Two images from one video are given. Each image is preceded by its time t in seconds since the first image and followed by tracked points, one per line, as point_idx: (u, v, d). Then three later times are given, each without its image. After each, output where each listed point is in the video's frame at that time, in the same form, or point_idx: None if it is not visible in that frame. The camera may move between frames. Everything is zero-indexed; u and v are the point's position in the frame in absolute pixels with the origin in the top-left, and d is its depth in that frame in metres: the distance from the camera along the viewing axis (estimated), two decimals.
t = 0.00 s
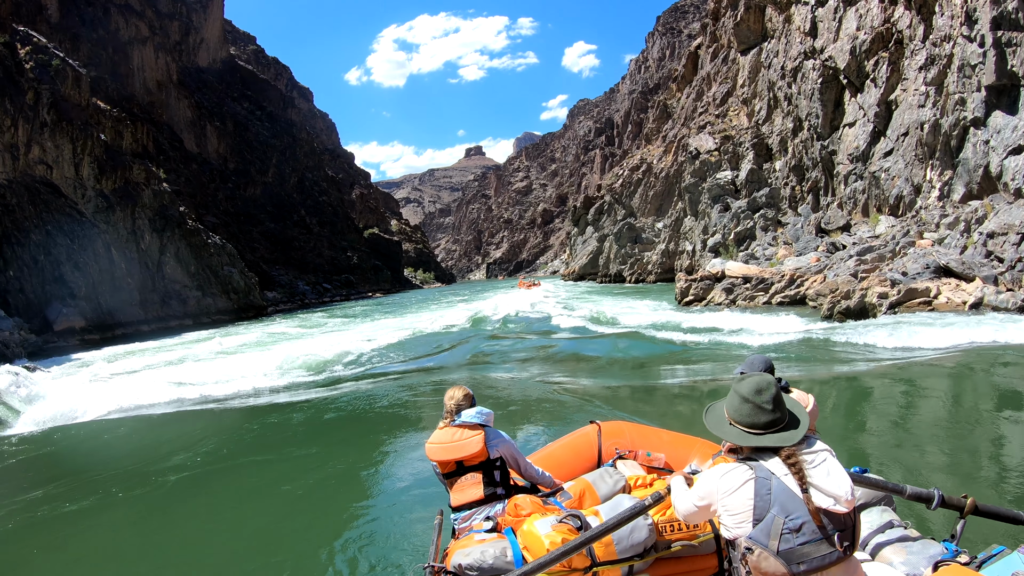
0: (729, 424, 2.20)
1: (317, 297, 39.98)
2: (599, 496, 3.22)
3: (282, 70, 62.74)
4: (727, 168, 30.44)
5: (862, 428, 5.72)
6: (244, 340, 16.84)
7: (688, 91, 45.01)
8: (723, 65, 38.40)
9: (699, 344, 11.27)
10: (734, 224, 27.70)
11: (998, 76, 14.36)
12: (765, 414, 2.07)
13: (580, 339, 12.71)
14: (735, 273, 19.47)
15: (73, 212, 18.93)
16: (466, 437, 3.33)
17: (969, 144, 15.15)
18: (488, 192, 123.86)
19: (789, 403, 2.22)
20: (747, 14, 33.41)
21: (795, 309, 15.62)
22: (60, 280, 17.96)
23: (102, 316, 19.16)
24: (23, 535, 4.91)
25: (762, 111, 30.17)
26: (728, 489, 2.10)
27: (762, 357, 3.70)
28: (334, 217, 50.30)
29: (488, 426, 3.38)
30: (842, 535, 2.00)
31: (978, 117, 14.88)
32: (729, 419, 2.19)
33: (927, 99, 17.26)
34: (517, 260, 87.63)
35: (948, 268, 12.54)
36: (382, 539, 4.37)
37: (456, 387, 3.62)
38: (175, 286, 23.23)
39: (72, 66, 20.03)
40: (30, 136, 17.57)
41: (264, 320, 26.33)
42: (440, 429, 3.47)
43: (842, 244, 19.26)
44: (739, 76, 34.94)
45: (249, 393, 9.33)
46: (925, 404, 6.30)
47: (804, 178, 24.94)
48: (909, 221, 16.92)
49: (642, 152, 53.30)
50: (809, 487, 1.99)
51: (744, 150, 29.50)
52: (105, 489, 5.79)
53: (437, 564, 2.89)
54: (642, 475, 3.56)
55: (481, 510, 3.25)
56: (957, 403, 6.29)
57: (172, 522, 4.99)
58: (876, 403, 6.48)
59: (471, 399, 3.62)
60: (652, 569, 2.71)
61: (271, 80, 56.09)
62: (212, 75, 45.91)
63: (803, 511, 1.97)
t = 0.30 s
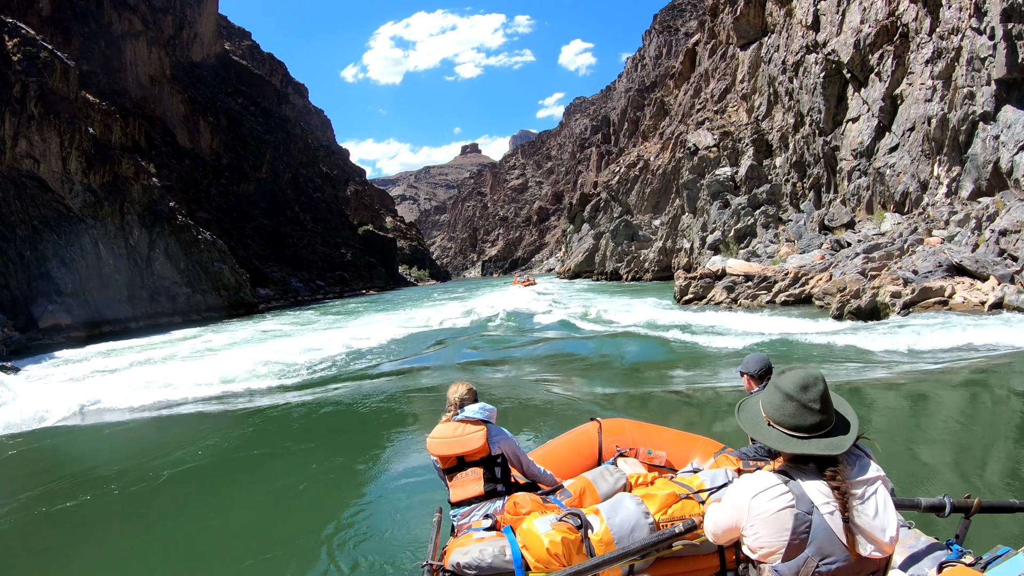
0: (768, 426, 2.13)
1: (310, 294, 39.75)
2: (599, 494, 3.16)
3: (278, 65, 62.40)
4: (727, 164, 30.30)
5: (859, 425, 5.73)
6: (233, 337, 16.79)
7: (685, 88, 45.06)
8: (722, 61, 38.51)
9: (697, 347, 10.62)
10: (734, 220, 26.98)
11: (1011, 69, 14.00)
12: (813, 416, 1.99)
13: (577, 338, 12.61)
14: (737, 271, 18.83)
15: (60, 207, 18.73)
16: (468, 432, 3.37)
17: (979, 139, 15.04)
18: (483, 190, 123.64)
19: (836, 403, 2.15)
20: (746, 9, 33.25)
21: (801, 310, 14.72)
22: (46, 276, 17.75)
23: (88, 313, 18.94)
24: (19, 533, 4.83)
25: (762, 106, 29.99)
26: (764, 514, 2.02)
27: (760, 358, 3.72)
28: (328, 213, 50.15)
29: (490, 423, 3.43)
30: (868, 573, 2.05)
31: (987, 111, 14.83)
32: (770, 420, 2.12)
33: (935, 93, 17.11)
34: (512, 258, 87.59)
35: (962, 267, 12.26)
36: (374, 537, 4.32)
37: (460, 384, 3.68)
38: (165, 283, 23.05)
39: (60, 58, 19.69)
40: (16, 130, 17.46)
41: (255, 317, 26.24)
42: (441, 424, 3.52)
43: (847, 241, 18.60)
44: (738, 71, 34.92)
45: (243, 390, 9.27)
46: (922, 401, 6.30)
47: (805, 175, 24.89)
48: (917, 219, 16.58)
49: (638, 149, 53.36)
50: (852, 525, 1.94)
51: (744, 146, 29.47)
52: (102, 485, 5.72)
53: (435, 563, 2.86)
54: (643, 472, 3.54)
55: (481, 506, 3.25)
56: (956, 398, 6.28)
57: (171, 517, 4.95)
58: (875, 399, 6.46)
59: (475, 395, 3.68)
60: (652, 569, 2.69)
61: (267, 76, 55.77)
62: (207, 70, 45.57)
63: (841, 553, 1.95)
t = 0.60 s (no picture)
0: (777, 422, 2.04)
1: (304, 291, 39.57)
2: (599, 487, 3.18)
3: (273, 61, 62.07)
4: (727, 159, 29.98)
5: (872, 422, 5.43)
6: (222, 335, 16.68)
7: (683, 84, 45.05)
8: (720, 57, 38.50)
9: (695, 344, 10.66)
10: (735, 217, 26.07)
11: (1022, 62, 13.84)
12: (824, 411, 1.90)
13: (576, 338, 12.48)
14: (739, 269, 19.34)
15: (48, 202, 18.55)
16: (468, 424, 3.33)
17: (990, 133, 14.71)
18: (479, 187, 123.45)
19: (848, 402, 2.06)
20: (746, 3, 32.90)
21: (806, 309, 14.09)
22: (33, 273, 17.57)
23: (75, 309, 18.74)
24: (15, 529, 4.77)
25: (762, 102, 29.91)
26: (773, 519, 1.97)
27: (758, 350, 3.73)
28: (322, 210, 49.99)
29: (490, 414, 3.40)
30: None
31: (998, 105, 14.48)
32: (779, 416, 2.03)
33: (943, 87, 16.85)
34: (508, 256, 87.48)
35: (976, 264, 11.65)
36: (370, 531, 4.29)
37: (460, 376, 3.67)
38: (155, 279, 22.89)
39: (48, 51, 19.65)
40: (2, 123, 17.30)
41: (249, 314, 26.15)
42: (441, 415, 3.49)
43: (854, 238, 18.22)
44: (738, 66, 34.83)
45: (240, 387, 9.24)
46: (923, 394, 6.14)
47: (808, 171, 24.75)
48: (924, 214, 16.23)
49: (635, 146, 53.33)
50: (863, 540, 1.88)
51: (745, 142, 29.24)
52: (98, 480, 5.67)
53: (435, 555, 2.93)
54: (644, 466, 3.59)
55: (481, 498, 3.20)
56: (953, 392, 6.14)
57: (165, 511, 4.92)
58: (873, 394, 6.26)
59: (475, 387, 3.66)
60: (652, 563, 2.80)
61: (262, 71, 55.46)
62: (201, 65, 45.25)
63: (848, 567, 1.91)
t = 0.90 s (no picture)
0: (751, 403, 2.11)
1: (295, 289, 39.37)
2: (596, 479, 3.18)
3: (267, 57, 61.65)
4: (725, 155, 30.01)
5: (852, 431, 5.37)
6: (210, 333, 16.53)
7: (679, 81, 45.14)
8: (717, 54, 38.50)
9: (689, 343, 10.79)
10: (735, 213, 25.98)
11: None
12: (793, 389, 1.98)
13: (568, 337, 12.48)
14: (743, 267, 19.15)
15: (33, 197, 18.28)
16: (465, 413, 3.29)
17: (998, 128, 14.56)
18: (474, 185, 123.37)
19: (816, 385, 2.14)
20: None
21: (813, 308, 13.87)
22: (17, 269, 17.33)
23: (59, 307, 18.49)
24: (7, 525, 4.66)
25: (761, 97, 29.84)
26: (752, 494, 1.95)
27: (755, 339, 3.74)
28: (315, 208, 49.79)
29: (489, 403, 3.36)
30: (860, 557, 1.98)
31: (1007, 98, 14.23)
32: (752, 397, 2.10)
33: (950, 81, 16.70)
34: (502, 254, 87.45)
35: (992, 262, 11.34)
36: (362, 527, 4.23)
37: (457, 364, 3.63)
38: (142, 276, 22.68)
39: (34, 43, 19.36)
40: None
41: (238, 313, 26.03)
42: (440, 403, 3.43)
43: (860, 236, 17.90)
44: (735, 63, 34.84)
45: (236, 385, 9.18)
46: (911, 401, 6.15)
47: (809, 168, 24.63)
48: (931, 213, 16.14)
49: (631, 143, 53.38)
50: (838, 505, 1.88)
51: (743, 137, 29.20)
52: (93, 475, 5.57)
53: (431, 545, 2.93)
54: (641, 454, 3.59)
55: (478, 487, 3.18)
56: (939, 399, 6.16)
57: (158, 506, 4.86)
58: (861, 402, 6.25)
59: (472, 376, 3.63)
60: (650, 552, 2.78)
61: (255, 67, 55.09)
62: (193, 60, 44.86)
63: (829, 533, 1.89)
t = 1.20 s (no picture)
0: (729, 396, 2.24)
1: (287, 288, 39.13)
2: (591, 474, 3.15)
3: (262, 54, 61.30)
4: (726, 152, 30.04)
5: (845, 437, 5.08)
6: (202, 331, 16.43)
7: (677, 80, 45.16)
8: (716, 51, 38.49)
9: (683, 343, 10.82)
10: (737, 212, 26.16)
11: None
12: (768, 383, 2.10)
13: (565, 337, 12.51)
14: (745, 266, 19.02)
15: (19, 193, 18.06)
16: (461, 408, 3.25)
17: (1010, 125, 13.98)
18: (470, 184, 123.24)
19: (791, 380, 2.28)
20: None
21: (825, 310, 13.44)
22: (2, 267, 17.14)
23: (45, 305, 18.27)
24: None
25: (761, 94, 29.79)
26: (735, 471, 2.06)
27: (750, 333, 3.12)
28: (309, 206, 49.55)
29: (484, 399, 3.32)
30: (843, 524, 2.04)
31: (1019, 94, 13.73)
32: (730, 391, 2.22)
33: (960, 75, 16.07)
34: (497, 253, 87.32)
35: (1012, 262, 10.84)
36: (354, 525, 4.19)
37: (452, 360, 3.56)
38: (129, 275, 22.50)
39: (21, 36, 19.12)
40: None
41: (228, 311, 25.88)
42: (435, 399, 3.38)
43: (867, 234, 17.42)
44: (734, 60, 34.81)
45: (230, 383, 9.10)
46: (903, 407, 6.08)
47: (811, 165, 24.22)
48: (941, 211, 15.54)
49: (628, 142, 53.36)
50: (816, 474, 1.98)
51: (743, 135, 29.12)
52: (85, 474, 5.45)
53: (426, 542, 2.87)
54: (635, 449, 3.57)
55: (473, 483, 3.12)
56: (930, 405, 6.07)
57: (148, 504, 4.81)
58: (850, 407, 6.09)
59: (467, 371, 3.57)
60: (644, 547, 2.73)
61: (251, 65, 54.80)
62: (187, 57, 44.55)
63: (810, 500, 1.98)
